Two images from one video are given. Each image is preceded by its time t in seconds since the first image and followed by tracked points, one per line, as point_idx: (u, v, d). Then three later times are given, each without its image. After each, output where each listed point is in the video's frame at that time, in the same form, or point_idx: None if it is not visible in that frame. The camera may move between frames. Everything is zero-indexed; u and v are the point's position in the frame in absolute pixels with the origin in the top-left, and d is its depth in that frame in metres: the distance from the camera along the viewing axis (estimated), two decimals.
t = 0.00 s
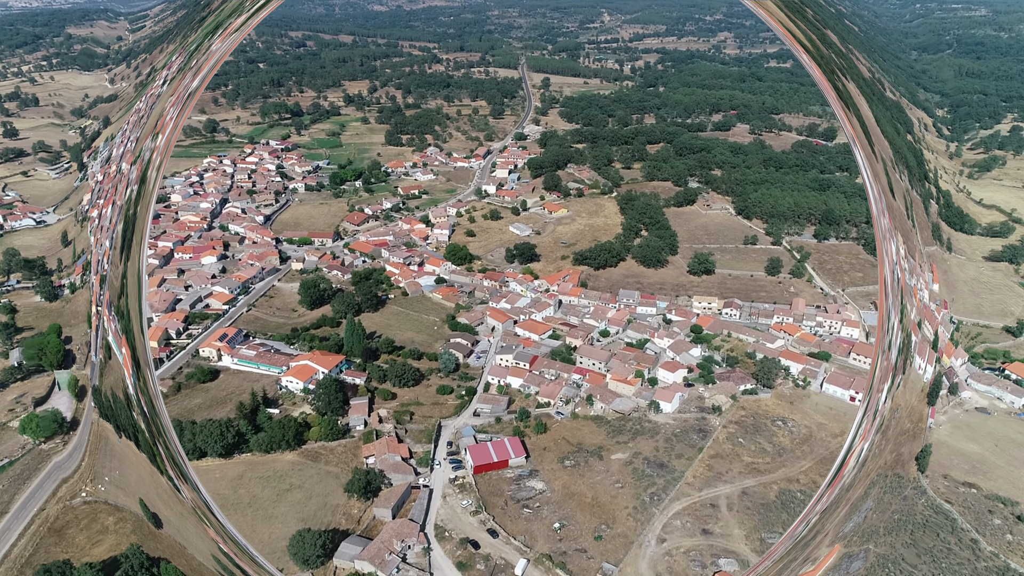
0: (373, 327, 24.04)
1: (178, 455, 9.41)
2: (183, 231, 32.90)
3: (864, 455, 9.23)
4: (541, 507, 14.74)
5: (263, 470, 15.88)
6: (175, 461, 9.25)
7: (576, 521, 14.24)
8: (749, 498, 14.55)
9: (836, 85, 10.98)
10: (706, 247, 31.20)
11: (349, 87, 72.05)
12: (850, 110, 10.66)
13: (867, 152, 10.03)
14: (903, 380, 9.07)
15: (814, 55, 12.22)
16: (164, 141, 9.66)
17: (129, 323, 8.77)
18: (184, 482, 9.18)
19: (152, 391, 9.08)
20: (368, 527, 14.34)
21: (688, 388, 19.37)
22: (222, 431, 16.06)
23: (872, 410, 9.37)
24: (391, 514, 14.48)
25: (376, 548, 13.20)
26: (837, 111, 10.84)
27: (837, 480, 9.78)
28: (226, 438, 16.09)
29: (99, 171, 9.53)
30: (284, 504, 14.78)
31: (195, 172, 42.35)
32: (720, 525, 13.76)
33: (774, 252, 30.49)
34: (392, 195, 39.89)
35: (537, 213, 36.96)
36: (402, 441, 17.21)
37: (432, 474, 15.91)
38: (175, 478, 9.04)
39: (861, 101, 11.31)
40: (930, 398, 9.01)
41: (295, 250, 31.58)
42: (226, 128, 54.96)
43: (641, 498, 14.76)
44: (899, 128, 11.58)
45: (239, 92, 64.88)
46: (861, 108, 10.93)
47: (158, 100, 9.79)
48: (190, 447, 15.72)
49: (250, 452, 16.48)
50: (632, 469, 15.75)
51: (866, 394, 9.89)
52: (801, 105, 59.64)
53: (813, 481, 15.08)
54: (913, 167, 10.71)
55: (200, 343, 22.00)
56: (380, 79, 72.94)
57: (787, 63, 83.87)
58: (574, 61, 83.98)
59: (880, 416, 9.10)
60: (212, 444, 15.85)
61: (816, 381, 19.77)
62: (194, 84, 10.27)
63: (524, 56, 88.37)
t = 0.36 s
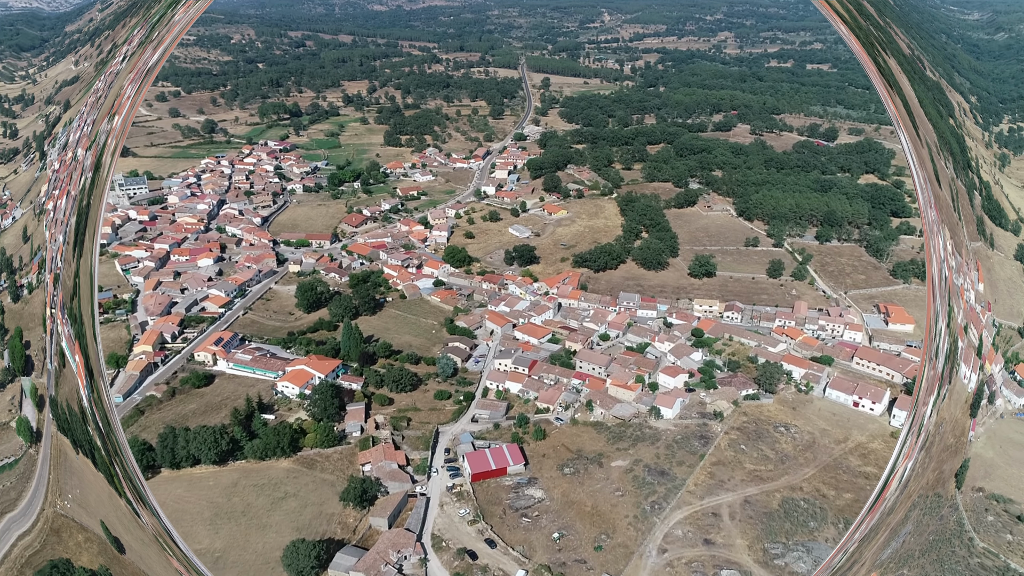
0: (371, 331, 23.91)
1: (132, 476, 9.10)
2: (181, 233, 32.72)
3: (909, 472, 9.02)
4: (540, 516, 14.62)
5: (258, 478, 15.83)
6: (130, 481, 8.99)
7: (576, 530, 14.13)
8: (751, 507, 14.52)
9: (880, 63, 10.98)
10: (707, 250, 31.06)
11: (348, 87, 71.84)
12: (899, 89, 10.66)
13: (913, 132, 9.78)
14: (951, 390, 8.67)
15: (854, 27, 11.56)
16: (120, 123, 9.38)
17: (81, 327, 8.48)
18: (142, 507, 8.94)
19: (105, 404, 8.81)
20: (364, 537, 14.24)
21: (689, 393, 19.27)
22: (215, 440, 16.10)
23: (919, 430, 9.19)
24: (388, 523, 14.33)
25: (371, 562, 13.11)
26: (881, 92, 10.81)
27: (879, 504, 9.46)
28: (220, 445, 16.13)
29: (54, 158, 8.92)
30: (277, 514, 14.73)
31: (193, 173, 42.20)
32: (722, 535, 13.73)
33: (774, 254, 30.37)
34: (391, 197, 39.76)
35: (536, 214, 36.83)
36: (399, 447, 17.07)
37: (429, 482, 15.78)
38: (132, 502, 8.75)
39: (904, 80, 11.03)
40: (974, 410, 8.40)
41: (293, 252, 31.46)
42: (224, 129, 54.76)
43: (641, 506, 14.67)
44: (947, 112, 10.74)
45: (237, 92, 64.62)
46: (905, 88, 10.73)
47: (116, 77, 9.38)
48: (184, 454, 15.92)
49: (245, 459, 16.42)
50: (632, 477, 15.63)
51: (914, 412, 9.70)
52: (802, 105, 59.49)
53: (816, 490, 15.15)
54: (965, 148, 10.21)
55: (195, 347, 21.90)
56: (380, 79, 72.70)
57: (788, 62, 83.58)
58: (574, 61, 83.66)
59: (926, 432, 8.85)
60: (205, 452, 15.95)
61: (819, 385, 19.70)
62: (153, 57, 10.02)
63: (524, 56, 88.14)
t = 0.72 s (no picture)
0: (368, 335, 23.75)
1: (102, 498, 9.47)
2: (177, 235, 32.55)
3: (950, 494, 9.30)
4: (539, 526, 14.48)
5: (252, 487, 15.70)
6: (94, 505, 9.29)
7: (575, 541, 13.99)
8: (754, 517, 14.43)
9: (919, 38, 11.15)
10: (708, 252, 30.90)
11: (347, 87, 71.61)
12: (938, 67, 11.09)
13: (956, 116, 10.51)
14: (993, 406, 9.33)
15: None
16: (78, 105, 9.71)
17: (35, 334, 9.18)
18: (103, 531, 9.20)
19: (64, 416, 9.35)
20: (359, 548, 14.13)
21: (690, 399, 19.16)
22: (208, 448, 15.95)
23: (963, 446, 9.51)
24: (383, 534, 14.22)
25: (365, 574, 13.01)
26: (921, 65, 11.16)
27: (919, 529, 9.54)
28: (213, 453, 15.99)
29: (11, 146, 9.51)
30: (270, 524, 14.59)
31: (190, 174, 42.03)
32: (725, 547, 13.65)
33: (776, 256, 30.26)
34: (390, 199, 39.60)
35: (536, 216, 36.67)
36: (396, 455, 16.93)
37: (426, 491, 15.65)
38: (92, 525, 9.10)
39: (942, 56, 11.61)
40: (1017, 422, 9.15)
41: (290, 255, 31.34)
42: (222, 130, 54.58)
43: (642, 516, 14.54)
44: (988, 94, 12.04)
45: (236, 92, 64.37)
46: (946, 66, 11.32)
47: (75, 55, 9.77)
48: (177, 463, 15.80)
49: (239, 468, 16.32)
50: (632, 486, 15.49)
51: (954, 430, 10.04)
52: (803, 106, 59.33)
53: (819, 499, 15.04)
54: (1007, 135, 11.12)
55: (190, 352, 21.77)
56: (378, 80, 72.45)
57: (789, 62, 83.30)
58: (574, 61, 83.41)
59: (971, 447, 9.29)
60: (199, 461, 15.81)
61: (821, 391, 19.61)
62: (113, 32, 10.01)
63: (523, 56, 87.86)
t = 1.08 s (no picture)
0: (365, 339, 23.61)
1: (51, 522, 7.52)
2: (174, 237, 32.43)
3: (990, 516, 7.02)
4: (537, 537, 14.37)
5: (245, 497, 15.61)
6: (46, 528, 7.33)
7: (574, 552, 13.89)
8: (757, 527, 14.36)
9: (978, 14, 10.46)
10: (709, 255, 30.75)
11: (347, 88, 71.43)
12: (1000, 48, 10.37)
13: None
14: None
15: None
16: (34, 88, 7.47)
17: None
18: (63, 555, 7.17)
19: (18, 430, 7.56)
20: (354, 560, 13.98)
21: (692, 405, 19.04)
22: (200, 456, 15.87)
23: (1008, 457, 7.08)
24: (379, 545, 14.11)
25: None
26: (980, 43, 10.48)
27: (961, 557, 7.18)
28: (206, 462, 15.92)
29: None
30: (264, 535, 14.47)
31: (187, 175, 41.93)
32: (727, 558, 13.54)
33: (777, 259, 30.12)
34: (388, 200, 39.46)
35: (535, 218, 36.54)
36: (392, 463, 16.81)
37: (422, 500, 15.54)
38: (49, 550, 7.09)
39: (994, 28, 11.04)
40: None
41: (287, 257, 31.23)
42: (220, 131, 54.44)
43: (642, 527, 14.45)
44: None
45: (235, 93, 64.20)
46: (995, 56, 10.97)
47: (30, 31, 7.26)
48: (170, 471, 15.76)
49: (233, 476, 16.25)
50: (633, 496, 15.36)
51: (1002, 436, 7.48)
52: (804, 106, 59.20)
53: (823, 508, 14.98)
54: None
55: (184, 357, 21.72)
56: (378, 80, 72.30)
57: (789, 62, 83.10)
58: (574, 62, 83.26)
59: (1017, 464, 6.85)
60: (191, 469, 15.73)
61: (824, 397, 19.52)
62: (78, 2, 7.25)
63: (524, 57, 87.74)
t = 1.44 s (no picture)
0: (363, 344, 23.45)
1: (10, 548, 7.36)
2: (169, 239, 32.32)
3: None
4: (536, 548, 14.30)
5: (237, 506, 15.53)
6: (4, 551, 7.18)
7: (574, 564, 13.81)
8: (760, 538, 14.34)
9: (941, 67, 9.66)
10: (710, 257, 30.60)
11: (346, 88, 71.24)
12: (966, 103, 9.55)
13: None
14: None
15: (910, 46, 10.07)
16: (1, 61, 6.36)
17: None
18: None
19: None
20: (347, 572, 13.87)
21: (694, 411, 18.92)
22: (192, 465, 15.77)
23: None
24: (373, 557, 13.97)
25: None
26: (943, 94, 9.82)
27: None
28: (198, 471, 15.83)
29: None
30: (256, 547, 14.39)
31: (185, 177, 41.84)
32: (729, 570, 13.49)
33: (778, 261, 29.97)
34: (387, 202, 39.31)
35: (534, 220, 36.40)
36: (388, 472, 16.67)
37: (418, 510, 15.43)
38: None
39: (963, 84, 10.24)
40: None
41: (284, 260, 31.09)
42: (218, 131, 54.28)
43: (642, 538, 14.40)
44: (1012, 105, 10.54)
45: (233, 94, 64.02)
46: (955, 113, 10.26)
47: None
48: (161, 480, 15.70)
49: (226, 485, 16.17)
50: (634, 506, 15.28)
51: None
52: (804, 107, 59.04)
53: (827, 519, 14.98)
54: None
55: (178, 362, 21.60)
56: (377, 81, 72.13)
57: (790, 62, 82.95)
58: (574, 62, 83.06)
59: None
60: (182, 478, 15.65)
61: (828, 404, 19.38)
62: None
63: (524, 57, 87.55)
